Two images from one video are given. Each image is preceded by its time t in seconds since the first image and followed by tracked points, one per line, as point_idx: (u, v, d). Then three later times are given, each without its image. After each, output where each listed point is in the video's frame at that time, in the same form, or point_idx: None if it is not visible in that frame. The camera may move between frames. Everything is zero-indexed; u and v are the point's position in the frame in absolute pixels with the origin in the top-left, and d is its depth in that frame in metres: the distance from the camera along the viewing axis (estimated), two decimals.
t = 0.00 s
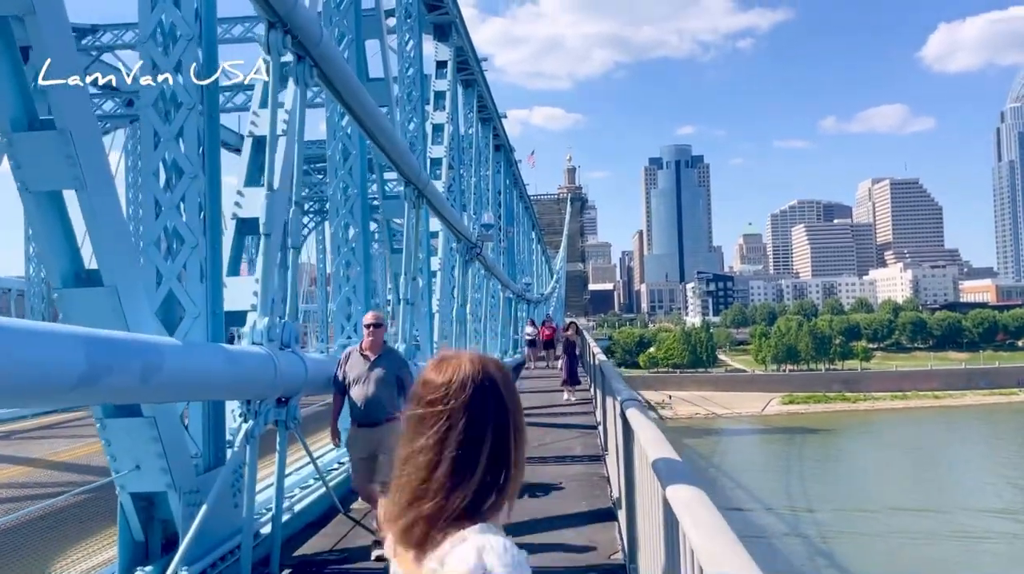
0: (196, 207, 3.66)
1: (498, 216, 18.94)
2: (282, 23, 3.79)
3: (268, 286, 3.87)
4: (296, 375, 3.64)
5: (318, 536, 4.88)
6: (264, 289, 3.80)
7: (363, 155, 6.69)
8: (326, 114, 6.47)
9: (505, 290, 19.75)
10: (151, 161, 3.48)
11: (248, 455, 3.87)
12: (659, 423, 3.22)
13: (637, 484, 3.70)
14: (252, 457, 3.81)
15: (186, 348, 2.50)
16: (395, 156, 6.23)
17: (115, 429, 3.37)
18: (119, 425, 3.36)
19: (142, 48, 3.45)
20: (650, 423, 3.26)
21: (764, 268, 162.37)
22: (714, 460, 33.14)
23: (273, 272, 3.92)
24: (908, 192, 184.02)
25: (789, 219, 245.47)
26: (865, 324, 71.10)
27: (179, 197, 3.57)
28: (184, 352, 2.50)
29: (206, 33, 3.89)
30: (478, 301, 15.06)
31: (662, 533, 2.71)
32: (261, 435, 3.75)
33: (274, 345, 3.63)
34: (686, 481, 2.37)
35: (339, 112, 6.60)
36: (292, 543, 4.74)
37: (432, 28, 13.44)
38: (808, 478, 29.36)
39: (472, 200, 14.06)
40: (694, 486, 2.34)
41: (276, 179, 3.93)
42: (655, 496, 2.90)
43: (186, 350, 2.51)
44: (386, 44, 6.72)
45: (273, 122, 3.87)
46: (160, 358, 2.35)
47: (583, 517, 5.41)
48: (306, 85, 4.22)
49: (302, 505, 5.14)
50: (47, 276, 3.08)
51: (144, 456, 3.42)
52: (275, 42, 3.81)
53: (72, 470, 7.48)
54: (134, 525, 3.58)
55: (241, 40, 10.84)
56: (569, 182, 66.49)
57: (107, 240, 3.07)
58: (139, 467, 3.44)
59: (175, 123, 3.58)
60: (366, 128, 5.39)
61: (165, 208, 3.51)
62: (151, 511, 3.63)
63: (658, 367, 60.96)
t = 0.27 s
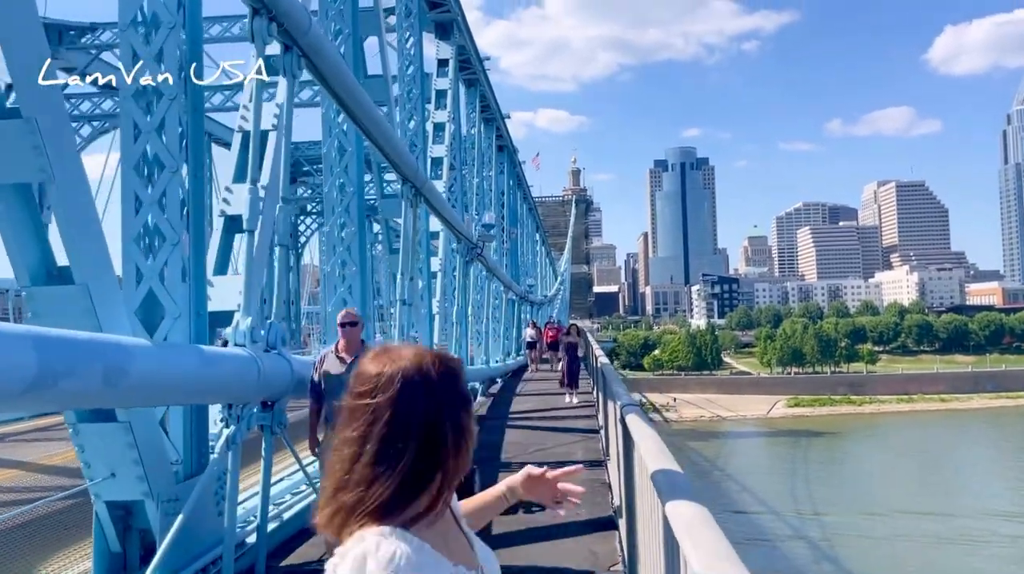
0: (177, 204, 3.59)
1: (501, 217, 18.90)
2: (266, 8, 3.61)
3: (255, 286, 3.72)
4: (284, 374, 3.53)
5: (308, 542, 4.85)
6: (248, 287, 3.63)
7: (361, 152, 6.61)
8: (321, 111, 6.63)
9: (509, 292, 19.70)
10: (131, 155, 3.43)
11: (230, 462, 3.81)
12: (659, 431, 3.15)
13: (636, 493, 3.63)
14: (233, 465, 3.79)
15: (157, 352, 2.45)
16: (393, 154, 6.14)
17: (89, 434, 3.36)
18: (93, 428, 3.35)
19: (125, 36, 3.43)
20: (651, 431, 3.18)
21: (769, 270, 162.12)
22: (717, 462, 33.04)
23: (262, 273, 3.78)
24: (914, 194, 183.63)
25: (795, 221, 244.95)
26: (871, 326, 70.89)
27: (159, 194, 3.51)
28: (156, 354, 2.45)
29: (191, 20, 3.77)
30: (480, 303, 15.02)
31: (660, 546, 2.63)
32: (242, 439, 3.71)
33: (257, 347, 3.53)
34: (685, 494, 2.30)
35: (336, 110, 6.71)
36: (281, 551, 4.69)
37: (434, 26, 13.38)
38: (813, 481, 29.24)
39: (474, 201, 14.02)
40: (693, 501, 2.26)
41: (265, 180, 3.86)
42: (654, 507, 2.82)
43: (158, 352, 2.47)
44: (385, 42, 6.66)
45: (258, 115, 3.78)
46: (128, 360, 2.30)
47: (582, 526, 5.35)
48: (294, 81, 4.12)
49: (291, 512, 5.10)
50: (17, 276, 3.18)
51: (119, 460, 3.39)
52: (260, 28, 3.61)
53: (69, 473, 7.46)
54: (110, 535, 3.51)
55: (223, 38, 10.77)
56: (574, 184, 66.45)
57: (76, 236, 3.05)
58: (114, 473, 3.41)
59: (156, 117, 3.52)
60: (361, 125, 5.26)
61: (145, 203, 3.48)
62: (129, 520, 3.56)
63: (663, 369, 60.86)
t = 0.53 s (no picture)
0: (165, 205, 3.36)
1: (505, 220, 18.85)
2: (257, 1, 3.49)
3: (247, 291, 3.65)
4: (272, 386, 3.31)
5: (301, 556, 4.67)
6: (232, 290, 3.55)
7: (360, 154, 6.55)
8: (321, 111, 6.59)
9: (513, 296, 19.65)
10: (115, 155, 3.24)
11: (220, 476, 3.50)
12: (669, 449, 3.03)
13: (644, 511, 3.52)
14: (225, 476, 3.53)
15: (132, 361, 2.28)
16: (392, 153, 6.00)
17: (68, 446, 3.02)
18: (72, 442, 3.02)
19: (109, 30, 3.27)
20: (660, 449, 3.06)
21: (775, 273, 161.87)
22: (723, 466, 32.87)
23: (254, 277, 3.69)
24: (920, 199, 183.46)
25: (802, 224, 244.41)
26: (877, 331, 70.75)
27: (144, 195, 3.29)
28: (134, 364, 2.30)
29: (182, 10, 3.53)
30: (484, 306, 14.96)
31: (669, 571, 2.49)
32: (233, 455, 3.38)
33: (245, 355, 3.36)
34: (698, 522, 2.17)
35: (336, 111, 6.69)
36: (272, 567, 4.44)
37: (438, 28, 13.35)
38: (820, 486, 29.08)
39: (478, 203, 13.97)
40: (706, 528, 2.11)
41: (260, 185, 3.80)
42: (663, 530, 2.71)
43: (136, 360, 2.32)
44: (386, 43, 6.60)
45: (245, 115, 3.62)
46: (101, 372, 2.12)
47: (585, 541, 5.26)
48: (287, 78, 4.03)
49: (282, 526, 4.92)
50: None
51: (99, 474, 3.06)
52: (249, 24, 3.47)
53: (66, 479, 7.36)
54: (92, 552, 3.18)
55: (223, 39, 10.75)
56: (579, 187, 66.52)
57: (59, 234, 2.70)
58: (94, 489, 3.09)
59: (142, 114, 3.29)
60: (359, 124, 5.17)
61: (130, 204, 3.27)
62: (112, 536, 3.21)
63: (668, 373, 60.75)
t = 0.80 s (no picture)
0: (161, 195, 3.35)
1: (511, 219, 18.77)
2: None
3: (248, 285, 3.53)
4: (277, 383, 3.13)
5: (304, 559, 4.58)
6: (232, 282, 3.40)
7: (366, 148, 6.47)
8: (327, 105, 6.48)
9: (519, 296, 19.58)
10: (109, 144, 3.24)
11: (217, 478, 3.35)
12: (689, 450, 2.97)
13: (660, 515, 3.46)
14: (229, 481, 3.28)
15: (120, 356, 2.10)
16: (395, 144, 5.87)
17: (57, 446, 3.04)
18: (61, 441, 3.04)
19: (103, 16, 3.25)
20: (679, 451, 2.99)
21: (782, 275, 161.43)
22: (729, 468, 32.73)
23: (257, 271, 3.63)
24: (927, 201, 182.90)
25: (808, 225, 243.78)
26: (884, 332, 70.50)
27: (140, 185, 3.29)
28: (125, 360, 2.12)
29: None
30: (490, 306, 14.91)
31: None
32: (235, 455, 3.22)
33: (245, 351, 3.20)
34: (724, 529, 2.11)
35: (339, 104, 6.56)
36: None
37: (445, 24, 13.28)
38: (826, 488, 29.00)
39: (484, 202, 13.91)
40: (733, 537, 2.05)
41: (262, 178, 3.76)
42: (683, 534, 2.64)
43: (127, 357, 2.14)
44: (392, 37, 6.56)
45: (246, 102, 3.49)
46: (90, 366, 1.96)
47: (596, 545, 5.21)
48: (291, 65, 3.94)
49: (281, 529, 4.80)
50: None
51: (93, 476, 3.08)
52: (249, 6, 3.35)
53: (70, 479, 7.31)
54: (84, 556, 3.17)
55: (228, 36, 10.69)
56: (585, 188, 66.35)
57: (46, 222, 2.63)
58: (87, 489, 3.10)
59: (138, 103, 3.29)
60: (362, 113, 5.06)
61: (126, 193, 3.26)
62: (105, 539, 3.22)
63: (674, 374, 60.56)
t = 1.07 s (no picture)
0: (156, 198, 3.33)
1: (517, 221, 18.73)
2: None
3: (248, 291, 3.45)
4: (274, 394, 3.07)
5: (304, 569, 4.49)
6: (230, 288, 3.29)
7: (371, 150, 6.44)
8: (331, 106, 6.43)
9: (524, 299, 19.53)
10: (105, 142, 3.23)
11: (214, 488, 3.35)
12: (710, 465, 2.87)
13: (677, 530, 3.37)
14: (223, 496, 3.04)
15: (112, 366, 2.06)
16: (398, 141, 5.72)
17: (49, 459, 2.94)
18: (54, 454, 2.94)
19: (100, 11, 3.23)
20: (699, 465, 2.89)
21: (788, 278, 161.01)
22: (735, 471, 32.60)
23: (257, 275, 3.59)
24: (934, 203, 182.44)
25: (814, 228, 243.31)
26: (890, 336, 70.28)
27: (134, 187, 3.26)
28: (117, 370, 2.09)
29: None
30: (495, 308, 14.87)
31: None
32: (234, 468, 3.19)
33: (243, 359, 3.11)
34: (753, 551, 2.00)
35: (343, 105, 6.54)
36: None
37: (451, 24, 13.24)
38: (832, 492, 28.86)
39: (490, 204, 13.87)
40: (766, 564, 1.91)
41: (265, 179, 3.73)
42: (706, 555, 2.54)
43: (117, 367, 2.11)
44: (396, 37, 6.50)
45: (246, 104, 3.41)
46: (78, 382, 1.92)
47: (607, 558, 5.14)
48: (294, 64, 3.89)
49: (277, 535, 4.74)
50: None
51: (85, 490, 3.01)
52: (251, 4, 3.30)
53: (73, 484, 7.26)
54: (77, 569, 3.11)
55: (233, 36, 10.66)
56: (590, 190, 66.28)
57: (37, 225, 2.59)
58: (79, 503, 3.02)
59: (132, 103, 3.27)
60: (366, 111, 4.99)
61: (121, 195, 3.24)
62: (99, 554, 3.15)
63: (679, 377, 60.40)
